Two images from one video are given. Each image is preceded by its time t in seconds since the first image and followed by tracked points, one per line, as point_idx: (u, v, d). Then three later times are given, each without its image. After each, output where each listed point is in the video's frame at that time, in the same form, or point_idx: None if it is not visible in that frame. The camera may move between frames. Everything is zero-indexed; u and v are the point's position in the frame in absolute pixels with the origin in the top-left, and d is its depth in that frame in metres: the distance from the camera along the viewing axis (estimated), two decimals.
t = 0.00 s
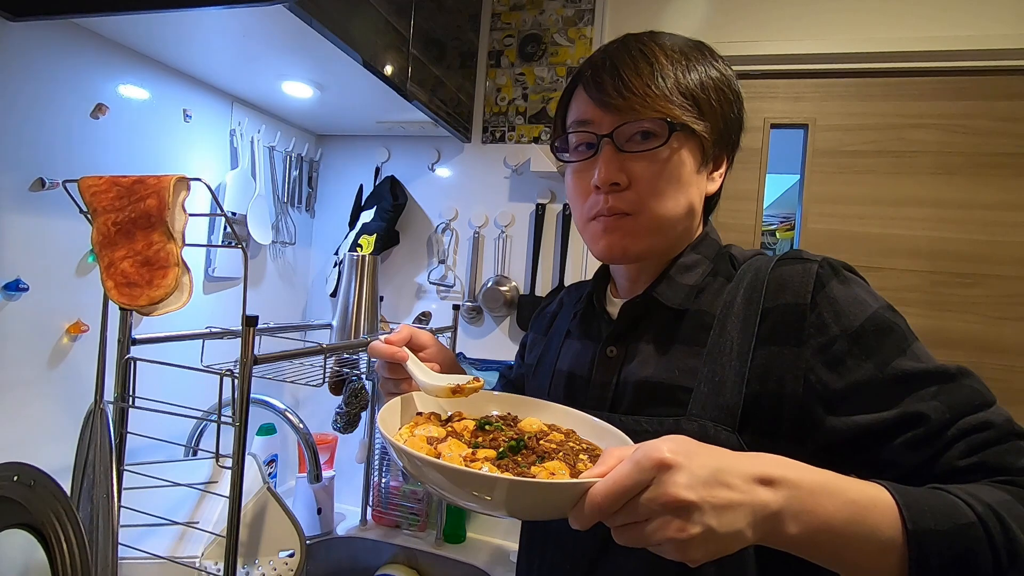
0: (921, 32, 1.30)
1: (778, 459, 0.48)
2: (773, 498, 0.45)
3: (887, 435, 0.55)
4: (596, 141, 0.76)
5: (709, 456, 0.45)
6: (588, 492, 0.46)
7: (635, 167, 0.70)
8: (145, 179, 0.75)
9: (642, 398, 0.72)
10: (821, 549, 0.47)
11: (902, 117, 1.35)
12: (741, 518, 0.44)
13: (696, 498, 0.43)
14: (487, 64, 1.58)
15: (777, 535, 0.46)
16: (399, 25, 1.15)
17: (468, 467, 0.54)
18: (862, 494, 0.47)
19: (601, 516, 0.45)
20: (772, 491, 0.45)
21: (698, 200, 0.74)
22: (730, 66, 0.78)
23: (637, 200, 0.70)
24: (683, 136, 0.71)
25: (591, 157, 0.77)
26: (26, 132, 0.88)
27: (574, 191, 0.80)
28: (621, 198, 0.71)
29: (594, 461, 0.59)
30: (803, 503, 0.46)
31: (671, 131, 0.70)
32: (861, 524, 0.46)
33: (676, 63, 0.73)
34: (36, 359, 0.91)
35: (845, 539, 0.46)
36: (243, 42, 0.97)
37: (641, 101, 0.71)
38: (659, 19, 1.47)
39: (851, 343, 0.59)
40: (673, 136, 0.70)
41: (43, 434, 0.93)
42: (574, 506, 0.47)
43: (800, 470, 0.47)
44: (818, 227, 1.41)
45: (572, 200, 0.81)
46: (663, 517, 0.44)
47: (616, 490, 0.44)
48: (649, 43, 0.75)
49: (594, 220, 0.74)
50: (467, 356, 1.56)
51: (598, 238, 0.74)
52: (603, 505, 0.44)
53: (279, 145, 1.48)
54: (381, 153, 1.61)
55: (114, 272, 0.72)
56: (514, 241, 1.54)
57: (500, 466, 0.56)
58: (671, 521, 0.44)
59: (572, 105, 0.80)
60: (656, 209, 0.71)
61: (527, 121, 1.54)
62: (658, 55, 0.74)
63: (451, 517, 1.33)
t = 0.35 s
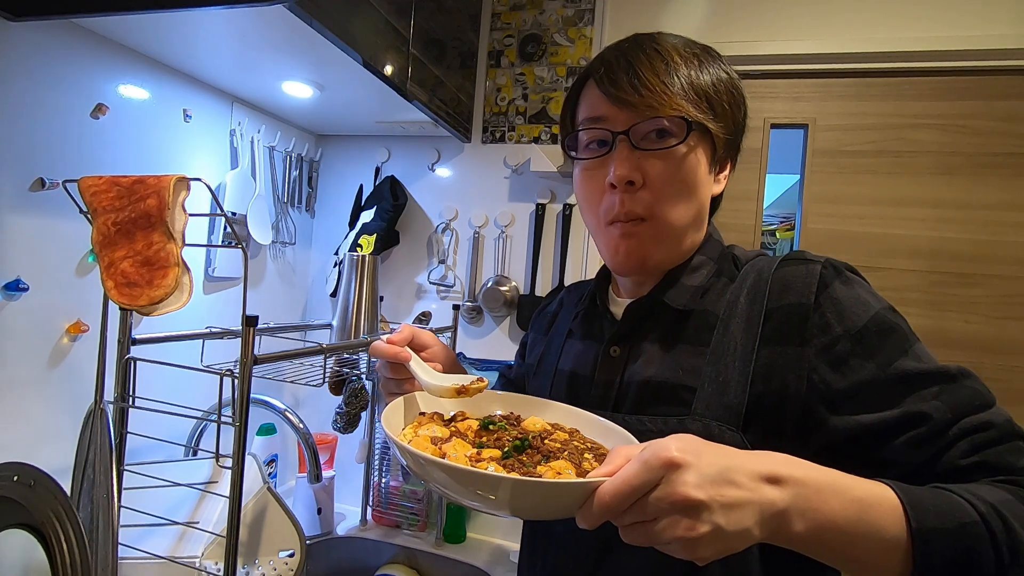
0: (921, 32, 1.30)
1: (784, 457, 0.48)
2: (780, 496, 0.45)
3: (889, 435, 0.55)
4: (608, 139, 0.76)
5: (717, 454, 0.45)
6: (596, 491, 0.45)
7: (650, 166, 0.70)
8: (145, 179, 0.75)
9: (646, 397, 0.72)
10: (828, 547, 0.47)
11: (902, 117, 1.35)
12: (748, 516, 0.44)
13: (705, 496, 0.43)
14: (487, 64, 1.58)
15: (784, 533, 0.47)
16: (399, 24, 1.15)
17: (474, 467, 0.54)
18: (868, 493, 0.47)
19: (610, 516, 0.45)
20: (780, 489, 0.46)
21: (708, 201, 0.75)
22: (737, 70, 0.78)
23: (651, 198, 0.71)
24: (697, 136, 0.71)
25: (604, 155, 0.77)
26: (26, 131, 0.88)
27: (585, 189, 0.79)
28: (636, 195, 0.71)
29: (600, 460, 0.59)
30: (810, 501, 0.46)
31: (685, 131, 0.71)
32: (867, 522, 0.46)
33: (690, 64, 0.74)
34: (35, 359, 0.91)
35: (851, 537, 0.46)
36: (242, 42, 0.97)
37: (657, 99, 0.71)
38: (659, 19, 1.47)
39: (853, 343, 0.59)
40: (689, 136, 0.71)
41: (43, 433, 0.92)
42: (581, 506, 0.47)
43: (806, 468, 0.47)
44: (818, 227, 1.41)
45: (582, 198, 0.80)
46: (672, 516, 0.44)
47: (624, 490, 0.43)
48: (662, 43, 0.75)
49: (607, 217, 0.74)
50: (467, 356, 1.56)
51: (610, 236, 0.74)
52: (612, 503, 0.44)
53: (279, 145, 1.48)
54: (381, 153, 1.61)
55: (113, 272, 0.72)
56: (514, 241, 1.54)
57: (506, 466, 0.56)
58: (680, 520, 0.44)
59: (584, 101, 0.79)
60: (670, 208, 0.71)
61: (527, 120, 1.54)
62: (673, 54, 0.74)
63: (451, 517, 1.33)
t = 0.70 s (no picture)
0: (921, 32, 1.30)
1: (794, 456, 0.48)
2: (791, 496, 0.45)
3: (896, 436, 0.55)
4: (617, 136, 0.76)
5: (730, 454, 0.45)
6: (608, 492, 0.45)
7: (661, 163, 0.70)
8: (145, 179, 0.75)
9: (652, 397, 0.72)
10: (838, 547, 0.47)
11: (902, 117, 1.35)
12: (761, 516, 0.44)
13: (718, 496, 0.43)
14: (488, 64, 1.58)
15: (794, 533, 0.47)
16: (399, 24, 1.15)
17: (483, 467, 0.54)
18: (878, 492, 0.47)
19: (622, 515, 0.45)
20: (791, 489, 0.46)
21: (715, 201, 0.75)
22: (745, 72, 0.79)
23: (661, 195, 0.70)
24: (707, 135, 0.71)
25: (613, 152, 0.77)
26: (25, 131, 0.88)
27: (593, 185, 0.79)
28: (646, 192, 0.70)
29: (608, 461, 0.59)
30: (820, 501, 0.46)
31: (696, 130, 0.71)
32: (877, 523, 0.46)
33: (700, 64, 0.74)
34: (35, 359, 0.91)
35: (861, 537, 0.46)
36: (241, 42, 0.97)
37: (668, 97, 0.71)
38: (658, 19, 1.47)
39: (861, 344, 0.59)
40: (699, 136, 0.71)
41: (43, 433, 0.92)
42: (593, 506, 0.47)
43: (816, 468, 0.47)
44: (818, 227, 1.41)
45: (590, 194, 0.80)
46: (685, 516, 0.44)
47: (636, 490, 0.44)
48: (673, 43, 0.75)
49: (616, 213, 0.74)
50: (467, 356, 1.56)
51: (619, 233, 0.74)
52: (625, 503, 0.44)
53: (279, 145, 1.48)
54: (381, 152, 1.61)
55: (114, 272, 0.72)
56: (514, 242, 1.54)
57: (515, 467, 0.56)
58: (693, 520, 0.44)
59: (594, 98, 0.79)
60: (680, 206, 0.71)
61: (527, 121, 1.54)
62: (683, 53, 0.74)
63: (451, 517, 1.33)
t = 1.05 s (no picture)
0: (921, 32, 1.30)
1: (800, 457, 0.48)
2: (797, 497, 0.45)
3: (902, 436, 0.55)
4: (623, 136, 0.76)
5: (736, 455, 0.45)
6: (615, 494, 0.45)
7: (668, 162, 0.70)
8: (145, 179, 0.75)
9: (658, 397, 0.71)
10: (844, 547, 0.47)
11: (902, 117, 1.35)
12: (768, 517, 0.44)
13: (726, 498, 0.43)
14: (488, 64, 1.58)
15: (800, 534, 0.47)
16: (399, 24, 1.15)
17: (489, 469, 0.54)
18: (884, 493, 0.47)
19: (629, 517, 0.45)
20: (797, 490, 0.46)
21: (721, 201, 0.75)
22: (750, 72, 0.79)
23: (669, 194, 0.70)
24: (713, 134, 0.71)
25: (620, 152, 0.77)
26: (26, 131, 0.88)
27: (599, 185, 0.79)
28: (654, 192, 0.70)
29: (614, 462, 0.59)
30: (827, 502, 0.46)
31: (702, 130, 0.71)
32: (884, 523, 0.46)
33: (706, 64, 0.74)
34: (35, 358, 0.91)
35: (868, 538, 0.46)
36: (241, 42, 0.97)
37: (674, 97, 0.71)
38: (658, 19, 1.47)
39: (867, 345, 0.59)
40: (705, 137, 0.71)
41: (43, 432, 0.93)
42: (600, 508, 0.46)
43: (822, 469, 0.47)
44: (818, 227, 1.41)
45: (596, 194, 0.80)
46: (693, 518, 0.44)
47: (643, 492, 0.43)
48: (679, 44, 0.75)
49: (623, 212, 0.74)
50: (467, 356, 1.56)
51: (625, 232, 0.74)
52: (633, 505, 0.44)
53: (279, 145, 1.48)
54: (381, 152, 1.61)
55: (114, 272, 0.72)
56: (514, 241, 1.54)
57: (521, 468, 0.56)
58: (701, 522, 0.44)
59: (599, 98, 0.79)
60: (686, 205, 0.71)
61: (527, 120, 1.54)
62: (689, 53, 0.74)
63: (451, 517, 1.33)
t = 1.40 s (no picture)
0: (921, 32, 1.30)
1: (802, 456, 0.48)
2: (800, 495, 0.45)
3: (904, 436, 0.55)
4: (624, 137, 0.76)
5: (739, 454, 0.45)
6: (619, 492, 0.45)
7: (668, 163, 0.70)
8: (145, 179, 0.75)
9: (660, 397, 0.72)
10: (847, 546, 0.47)
11: (902, 117, 1.35)
12: (771, 516, 0.44)
13: (729, 496, 0.43)
14: (488, 64, 1.58)
15: (803, 533, 0.47)
16: (399, 24, 1.15)
17: (492, 469, 0.54)
18: (886, 492, 0.47)
19: (633, 516, 0.45)
20: (800, 488, 0.46)
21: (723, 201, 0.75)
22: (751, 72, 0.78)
23: (669, 195, 0.71)
24: (714, 136, 0.71)
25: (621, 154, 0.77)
26: (27, 131, 0.88)
27: (602, 187, 0.79)
28: (654, 194, 0.71)
29: (617, 461, 0.59)
30: (829, 500, 0.46)
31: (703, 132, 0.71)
32: (886, 522, 0.46)
33: (708, 66, 0.74)
34: (35, 358, 0.91)
35: (870, 537, 0.46)
36: (241, 42, 0.97)
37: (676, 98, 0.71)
38: (659, 19, 1.47)
39: (868, 345, 0.59)
40: (706, 137, 0.71)
41: (43, 432, 0.93)
42: (604, 507, 0.47)
43: (825, 468, 0.47)
44: (818, 227, 1.41)
45: (598, 196, 0.80)
46: (697, 516, 0.44)
47: (647, 490, 0.43)
48: (680, 45, 0.75)
49: (624, 214, 0.74)
50: (467, 356, 1.56)
51: (626, 233, 0.74)
52: (636, 504, 0.44)
53: (279, 145, 1.48)
54: (381, 152, 1.61)
55: (113, 272, 0.72)
56: (514, 241, 1.54)
57: (524, 468, 0.56)
58: (704, 520, 0.44)
59: (601, 100, 0.79)
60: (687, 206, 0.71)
61: (527, 120, 1.54)
62: (691, 55, 0.74)
63: (451, 517, 1.33)
